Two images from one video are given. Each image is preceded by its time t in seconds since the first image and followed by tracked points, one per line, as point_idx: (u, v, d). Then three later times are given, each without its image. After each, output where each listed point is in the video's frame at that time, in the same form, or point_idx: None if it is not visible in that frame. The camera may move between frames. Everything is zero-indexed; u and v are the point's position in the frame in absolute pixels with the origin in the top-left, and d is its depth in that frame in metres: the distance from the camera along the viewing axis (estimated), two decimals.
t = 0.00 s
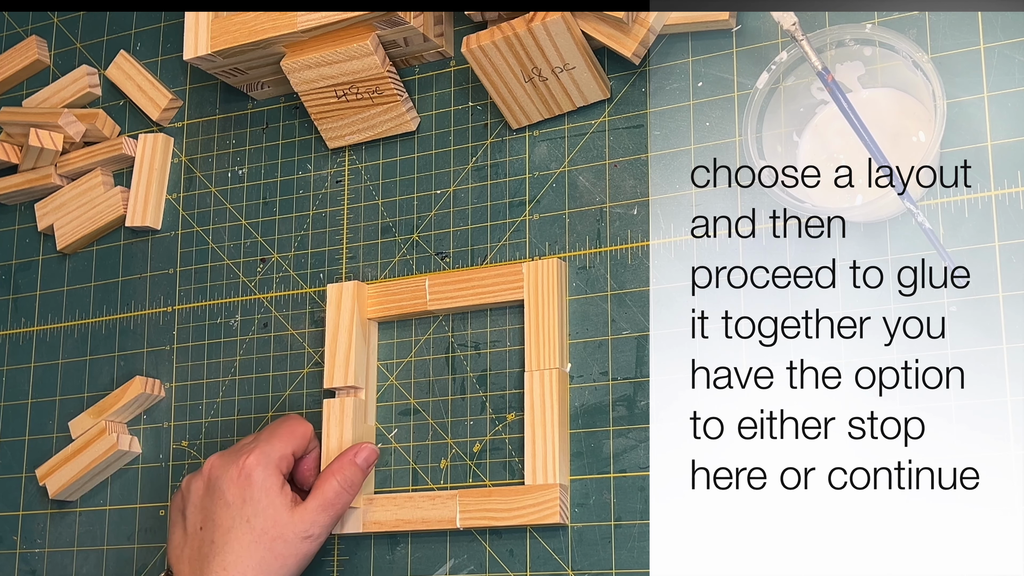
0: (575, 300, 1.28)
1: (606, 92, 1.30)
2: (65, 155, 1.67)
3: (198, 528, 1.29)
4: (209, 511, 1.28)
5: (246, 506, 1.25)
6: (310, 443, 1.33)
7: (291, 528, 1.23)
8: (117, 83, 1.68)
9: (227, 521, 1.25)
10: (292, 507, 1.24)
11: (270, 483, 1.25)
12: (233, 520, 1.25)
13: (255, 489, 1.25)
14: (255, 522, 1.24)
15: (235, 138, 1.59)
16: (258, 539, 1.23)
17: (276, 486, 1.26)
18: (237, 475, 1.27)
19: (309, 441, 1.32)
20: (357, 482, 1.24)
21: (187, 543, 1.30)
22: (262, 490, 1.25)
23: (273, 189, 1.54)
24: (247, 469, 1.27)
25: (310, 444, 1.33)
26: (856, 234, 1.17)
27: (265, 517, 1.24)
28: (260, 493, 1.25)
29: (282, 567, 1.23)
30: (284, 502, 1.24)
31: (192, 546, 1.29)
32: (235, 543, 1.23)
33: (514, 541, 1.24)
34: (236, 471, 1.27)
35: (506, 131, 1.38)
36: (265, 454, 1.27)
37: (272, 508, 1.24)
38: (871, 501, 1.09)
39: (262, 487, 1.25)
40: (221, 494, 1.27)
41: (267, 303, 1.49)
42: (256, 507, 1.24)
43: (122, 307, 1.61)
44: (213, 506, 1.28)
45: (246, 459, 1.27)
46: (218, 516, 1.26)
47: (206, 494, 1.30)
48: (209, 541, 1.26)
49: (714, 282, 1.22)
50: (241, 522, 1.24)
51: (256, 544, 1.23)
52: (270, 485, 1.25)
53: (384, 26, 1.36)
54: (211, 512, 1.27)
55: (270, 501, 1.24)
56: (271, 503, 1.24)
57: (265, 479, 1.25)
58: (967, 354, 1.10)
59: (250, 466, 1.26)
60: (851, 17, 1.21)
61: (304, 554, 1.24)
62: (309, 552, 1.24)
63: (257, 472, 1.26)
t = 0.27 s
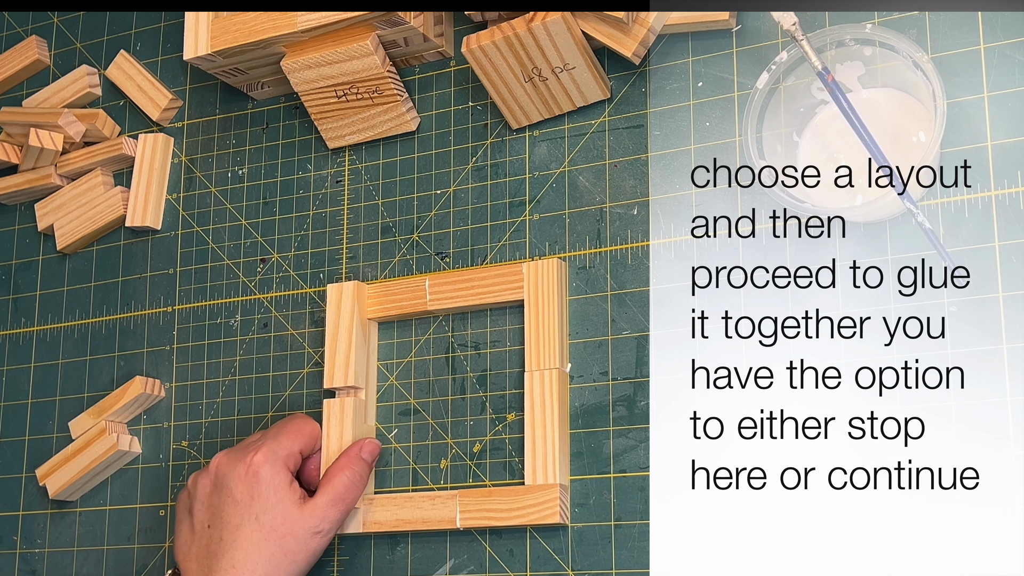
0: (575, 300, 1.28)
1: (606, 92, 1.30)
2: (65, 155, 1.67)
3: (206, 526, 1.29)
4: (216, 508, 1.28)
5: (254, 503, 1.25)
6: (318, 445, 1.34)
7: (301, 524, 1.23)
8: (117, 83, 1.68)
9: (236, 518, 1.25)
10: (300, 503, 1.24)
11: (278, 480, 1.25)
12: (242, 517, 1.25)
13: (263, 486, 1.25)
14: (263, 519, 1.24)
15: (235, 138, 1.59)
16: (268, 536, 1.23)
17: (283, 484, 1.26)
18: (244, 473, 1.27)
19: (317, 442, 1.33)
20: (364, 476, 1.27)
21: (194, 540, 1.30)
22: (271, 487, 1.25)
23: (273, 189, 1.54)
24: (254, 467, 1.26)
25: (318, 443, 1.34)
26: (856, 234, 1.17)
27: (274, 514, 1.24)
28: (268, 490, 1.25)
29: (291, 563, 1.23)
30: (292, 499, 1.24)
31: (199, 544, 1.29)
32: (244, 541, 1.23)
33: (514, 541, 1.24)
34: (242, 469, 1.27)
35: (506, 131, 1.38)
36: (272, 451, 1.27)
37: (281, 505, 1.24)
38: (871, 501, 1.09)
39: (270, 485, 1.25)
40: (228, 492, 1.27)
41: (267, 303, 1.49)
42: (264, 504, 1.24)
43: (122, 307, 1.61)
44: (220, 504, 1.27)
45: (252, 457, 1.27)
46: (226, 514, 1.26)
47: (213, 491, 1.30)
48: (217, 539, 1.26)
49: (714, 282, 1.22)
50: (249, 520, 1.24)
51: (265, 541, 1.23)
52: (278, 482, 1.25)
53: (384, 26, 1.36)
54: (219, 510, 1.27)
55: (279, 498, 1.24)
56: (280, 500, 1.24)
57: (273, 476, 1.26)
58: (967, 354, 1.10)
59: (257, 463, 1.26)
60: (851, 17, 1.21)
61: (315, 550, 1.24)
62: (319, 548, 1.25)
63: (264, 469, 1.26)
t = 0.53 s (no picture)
0: (575, 300, 1.28)
1: (606, 92, 1.30)
2: (65, 155, 1.67)
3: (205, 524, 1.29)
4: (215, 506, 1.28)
5: (253, 500, 1.24)
6: (314, 442, 1.34)
7: (299, 520, 1.22)
8: (117, 83, 1.68)
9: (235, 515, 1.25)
10: (298, 498, 1.24)
11: (275, 477, 1.25)
12: (240, 515, 1.25)
13: (260, 483, 1.25)
14: (262, 516, 1.24)
15: (235, 138, 1.59)
16: (266, 532, 1.23)
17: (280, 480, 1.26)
18: (241, 471, 1.26)
19: (313, 439, 1.33)
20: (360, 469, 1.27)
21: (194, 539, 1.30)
22: (268, 483, 1.25)
23: (273, 189, 1.54)
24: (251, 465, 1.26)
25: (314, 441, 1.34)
26: (856, 234, 1.17)
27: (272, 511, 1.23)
28: (265, 487, 1.25)
29: (291, 559, 1.23)
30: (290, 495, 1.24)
31: (199, 542, 1.29)
32: (243, 538, 1.23)
33: (514, 541, 1.23)
34: (239, 466, 1.27)
35: (506, 131, 1.38)
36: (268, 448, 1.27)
37: (279, 502, 1.24)
38: (871, 501, 1.09)
39: (267, 482, 1.25)
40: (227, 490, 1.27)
41: (267, 303, 1.49)
42: (262, 501, 1.24)
43: (122, 307, 1.61)
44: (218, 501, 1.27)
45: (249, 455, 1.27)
46: (224, 511, 1.26)
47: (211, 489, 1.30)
48: (217, 536, 1.26)
49: (714, 282, 1.22)
50: (248, 517, 1.24)
51: (264, 537, 1.23)
52: (275, 479, 1.25)
53: (384, 26, 1.36)
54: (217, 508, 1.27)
55: (276, 495, 1.24)
56: (277, 497, 1.24)
57: (270, 473, 1.25)
58: (967, 354, 1.10)
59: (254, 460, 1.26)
60: (851, 17, 1.21)
61: (314, 544, 1.24)
62: (319, 542, 1.25)
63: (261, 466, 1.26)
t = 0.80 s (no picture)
0: (575, 300, 1.28)
1: (606, 92, 1.30)
2: (65, 155, 1.67)
3: (205, 519, 1.29)
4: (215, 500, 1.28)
5: (253, 494, 1.25)
6: (314, 437, 1.34)
7: (300, 513, 1.23)
8: (117, 83, 1.68)
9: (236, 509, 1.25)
10: (299, 492, 1.25)
11: (275, 471, 1.25)
12: (241, 509, 1.25)
13: (261, 477, 1.25)
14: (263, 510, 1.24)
15: (235, 138, 1.59)
16: (267, 526, 1.23)
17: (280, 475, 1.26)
18: (241, 466, 1.26)
19: (314, 434, 1.33)
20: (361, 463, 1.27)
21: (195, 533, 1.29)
22: (269, 478, 1.25)
23: (273, 189, 1.54)
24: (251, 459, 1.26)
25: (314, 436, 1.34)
26: (856, 234, 1.17)
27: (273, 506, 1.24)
28: (266, 481, 1.25)
29: (293, 552, 1.23)
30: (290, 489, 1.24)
31: (200, 537, 1.29)
32: (244, 532, 1.23)
33: (514, 541, 1.23)
34: (239, 461, 1.27)
35: (506, 131, 1.38)
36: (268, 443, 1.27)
37: (279, 496, 1.24)
38: (871, 501, 1.09)
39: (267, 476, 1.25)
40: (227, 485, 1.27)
41: (267, 303, 1.49)
42: (263, 495, 1.24)
43: (122, 307, 1.61)
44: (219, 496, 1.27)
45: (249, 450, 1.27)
46: (225, 505, 1.26)
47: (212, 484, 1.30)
48: (218, 531, 1.26)
49: (714, 282, 1.22)
50: (249, 511, 1.24)
51: (265, 531, 1.23)
52: (275, 473, 1.25)
53: (384, 26, 1.36)
54: (218, 503, 1.27)
55: (277, 489, 1.24)
56: (278, 491, 1.24)
57: (270, 467, 1.25)
58: (967, 354, 1.10)
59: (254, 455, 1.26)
60: (852, 17, 1.21)
61: (315, 538, 1.24)
62: (320, 536, 1.25)
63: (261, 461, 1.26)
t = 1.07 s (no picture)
0: (575, 300, 1.28)
1: (606, 92, 1.30)
2: (65, 155, 1.67)
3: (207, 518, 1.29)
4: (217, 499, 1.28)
5: (255, 493, 1.25)
6: (316, 437, 1.34)
7: (302, 513, 1.23)
8: (117, 83, 1.68)
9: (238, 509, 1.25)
10: (300, 492, 1.25)
11: (277, 470, 1.25)
12: (243, 509, 1.25)
13: (262, 477, 1.25)
14: (265, 509, 1.24)
15: (235, 138, 1.59)
16: (269, 526, 1.23)
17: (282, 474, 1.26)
18: (242, 465, 1.26)
19: (315, 433, 1.34)
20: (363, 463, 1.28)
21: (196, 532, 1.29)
22: (270, 478, 1.25)
23: (273, 189, 1.54)
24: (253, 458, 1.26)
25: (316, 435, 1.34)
26: (856, 234, 1.17)
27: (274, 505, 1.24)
28: (268, 481, 1.25)
29: (295, 552, 1.23)
30: (292, 489, 1.24)
31: (202, 536, 1.29)
32: (246, 531, 1.23)
33: (514, 541, 1.24)
34: (241, 460, 1.27)
35: (506, 130, 1.38)
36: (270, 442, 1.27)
37: (281, 496, 1.24)
38: (871, 501, 1.09)
39: (270, 475, 1.25)
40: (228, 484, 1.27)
41: (266, 303, 1.49)
42: (265, 494, 1.24)
43: (122, 306, 1.61)
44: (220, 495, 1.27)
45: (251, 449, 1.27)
46: (226, 505, 1.26)
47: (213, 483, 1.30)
48: (219, 530, 1.26)
49: (714, 282, 1.22)
50: (250, 511, 1.24)
51: (267, 530, 1.23)
52: (277, 472, 1.25)
53: (384, 26, 1.36)
54: (219, 502, 1.27)
55: (279, 488, 1.24)
56: (280, 490, 1.24)
57: (272, 467, 1.25)
58: (967, 354, 1.10)
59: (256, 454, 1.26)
60: (851, 17, 1.21)
61: (316, 537, 1.24)
62: (321, 536, 1.25)
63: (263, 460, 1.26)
